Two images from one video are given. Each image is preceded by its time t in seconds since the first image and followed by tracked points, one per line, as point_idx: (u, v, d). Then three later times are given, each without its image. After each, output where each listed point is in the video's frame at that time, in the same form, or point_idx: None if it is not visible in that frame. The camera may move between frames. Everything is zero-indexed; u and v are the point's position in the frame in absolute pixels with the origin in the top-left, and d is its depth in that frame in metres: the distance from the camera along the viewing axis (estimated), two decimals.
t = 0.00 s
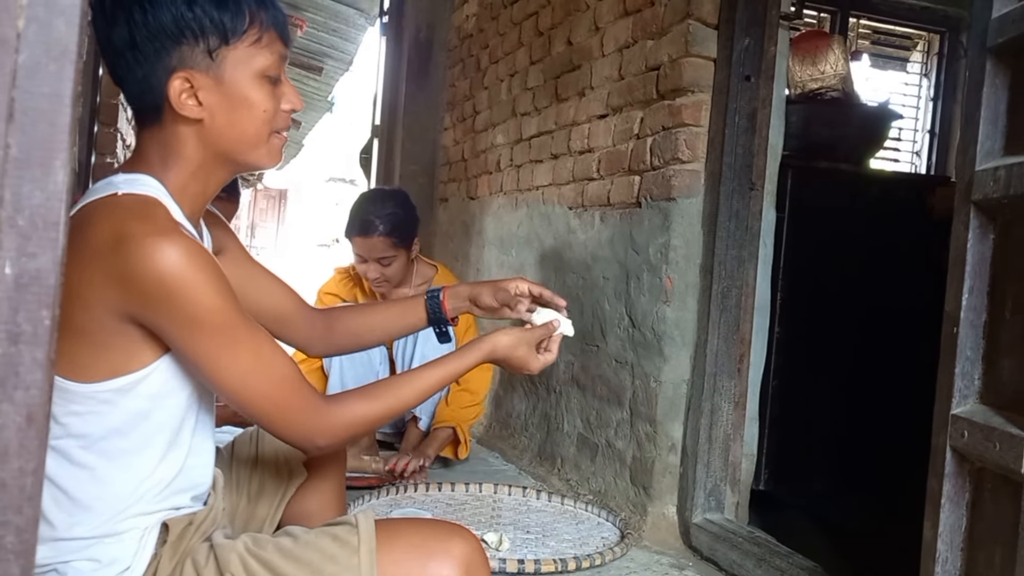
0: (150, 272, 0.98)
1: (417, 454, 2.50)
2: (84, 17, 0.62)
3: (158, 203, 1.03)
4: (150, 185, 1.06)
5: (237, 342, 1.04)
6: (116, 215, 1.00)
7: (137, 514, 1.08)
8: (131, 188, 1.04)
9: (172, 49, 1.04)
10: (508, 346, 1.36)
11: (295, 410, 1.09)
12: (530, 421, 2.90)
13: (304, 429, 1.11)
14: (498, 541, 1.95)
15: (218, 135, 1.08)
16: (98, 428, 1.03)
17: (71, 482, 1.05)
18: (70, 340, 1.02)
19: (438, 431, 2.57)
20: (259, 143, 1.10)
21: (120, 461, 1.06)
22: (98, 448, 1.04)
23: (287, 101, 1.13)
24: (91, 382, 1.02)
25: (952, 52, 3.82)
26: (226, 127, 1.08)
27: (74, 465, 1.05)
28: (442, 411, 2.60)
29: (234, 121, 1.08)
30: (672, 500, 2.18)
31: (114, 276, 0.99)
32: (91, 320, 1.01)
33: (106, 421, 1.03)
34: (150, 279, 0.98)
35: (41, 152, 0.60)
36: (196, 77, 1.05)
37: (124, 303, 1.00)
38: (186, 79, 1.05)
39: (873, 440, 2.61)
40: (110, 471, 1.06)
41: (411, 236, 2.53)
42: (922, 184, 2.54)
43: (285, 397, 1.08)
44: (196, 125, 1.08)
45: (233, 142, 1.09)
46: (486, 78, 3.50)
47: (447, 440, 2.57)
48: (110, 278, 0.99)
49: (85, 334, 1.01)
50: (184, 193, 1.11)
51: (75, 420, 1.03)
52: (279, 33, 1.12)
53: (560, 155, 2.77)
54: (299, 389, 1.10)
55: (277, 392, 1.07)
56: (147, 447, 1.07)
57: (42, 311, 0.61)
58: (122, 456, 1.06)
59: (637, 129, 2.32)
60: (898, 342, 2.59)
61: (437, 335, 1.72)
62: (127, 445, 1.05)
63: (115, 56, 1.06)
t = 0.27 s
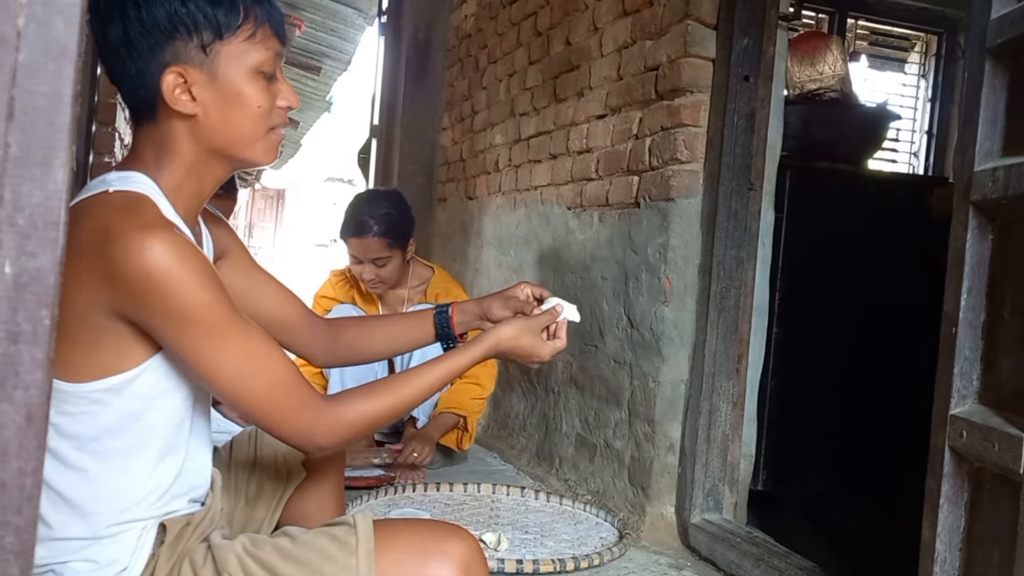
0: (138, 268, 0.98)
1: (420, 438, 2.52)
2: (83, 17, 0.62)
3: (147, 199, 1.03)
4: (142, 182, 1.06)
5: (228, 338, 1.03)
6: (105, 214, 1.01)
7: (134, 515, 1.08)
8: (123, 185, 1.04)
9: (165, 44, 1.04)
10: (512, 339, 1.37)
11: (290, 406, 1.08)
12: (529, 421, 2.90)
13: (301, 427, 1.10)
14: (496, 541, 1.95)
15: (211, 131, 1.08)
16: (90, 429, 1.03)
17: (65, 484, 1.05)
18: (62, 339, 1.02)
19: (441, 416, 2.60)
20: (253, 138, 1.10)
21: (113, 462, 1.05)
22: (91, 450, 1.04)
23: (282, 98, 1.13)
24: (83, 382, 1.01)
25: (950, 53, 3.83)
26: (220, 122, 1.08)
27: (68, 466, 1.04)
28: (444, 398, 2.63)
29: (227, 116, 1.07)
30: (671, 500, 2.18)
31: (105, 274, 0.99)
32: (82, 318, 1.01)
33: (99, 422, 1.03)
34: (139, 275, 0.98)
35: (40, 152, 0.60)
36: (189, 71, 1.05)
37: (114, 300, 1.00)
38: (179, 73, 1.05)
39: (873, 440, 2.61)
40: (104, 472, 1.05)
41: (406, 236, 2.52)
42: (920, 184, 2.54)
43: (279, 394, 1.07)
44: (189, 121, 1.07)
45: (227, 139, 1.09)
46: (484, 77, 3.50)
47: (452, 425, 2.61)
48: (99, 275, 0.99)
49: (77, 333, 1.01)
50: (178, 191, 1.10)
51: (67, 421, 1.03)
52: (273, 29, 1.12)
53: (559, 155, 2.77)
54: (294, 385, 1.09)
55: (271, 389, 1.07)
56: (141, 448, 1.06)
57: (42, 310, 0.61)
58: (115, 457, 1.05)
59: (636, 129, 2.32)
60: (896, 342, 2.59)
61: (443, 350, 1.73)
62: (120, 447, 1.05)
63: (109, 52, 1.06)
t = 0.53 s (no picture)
0: (122, 270, 0.95)
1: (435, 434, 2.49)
2: (82, 18, 0.62)
3: (139, 202, 1.02)
4: (136, 184, 1.05)
5: (213, 354, 0.97)
6: (102, 216, 0.99)
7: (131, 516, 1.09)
8: (116, 187, 1.03)
9: (169, 41, 1.04)
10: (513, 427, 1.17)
11: (271, 434, 1.00)
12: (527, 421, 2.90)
13: (276, 459, 1.00)
14: (494, 541, 1.95)
15: (216, 128, 1.08)
16: (84, 430, 1.03)
17: (61, 485, 1.05)
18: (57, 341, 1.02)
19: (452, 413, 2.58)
20: (256, 134, 1.10)
21: (108, 462, 1.06)
22: (86, 452, 1.04)
23: (281, 93, 1.13)
24: (76, 386, 1.02)
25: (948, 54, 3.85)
26: (224, 119, 1.07)
27: (63, 468, 1.05)
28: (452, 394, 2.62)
29: (231, 113, 1.07)
30: (668, 500, 2.19)
31: (97, 276, 0.97)
32: (75, 321, 1.00)
33: (94, 425, 1.03)
34: (122, 277, 0.95)
35: (38, 153, 0.60)
36: (196, 69, 1.05)
37: (102, 303, 0.98)
38: (185, 71, 1.05)
39: (871, 441, 2.61)
40: (101, 474, 1.06)
41: (403, 234, 2.52)
42: (917, 185, 2.55)
43: (261, 418, 0.99)
44: (193, 118, 1.07)
45: (231, 136, 1.09)
46: (483, 77, 3.50)
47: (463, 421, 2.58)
48: (88, 277, 0.97)
49: (70, 335, 1.01)
50: (175, 191, 1.10)
51: (62, 424, 1.03)
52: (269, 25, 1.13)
53: (557, 155, 2.77)
54: (276, 412, 1.01)
55: (252, 413, 0.99)
56: (135, 448, 1.07)
57: (39, 311, 0.61)
58: (110, 458, 1.05)
59: (634, 129, 2.32)
60: (893, 342, 2.60)
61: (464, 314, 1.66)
62: (115, 447, 1.05)
63: (110, 49, 1.05)
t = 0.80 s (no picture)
0: (114, 264, 0.92)
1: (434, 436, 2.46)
2: (81, 14, 0.62)
3: (138, 199, 1.01)
4: (137, 179, 1.04)
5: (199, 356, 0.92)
6: (103, 212, 0.98)
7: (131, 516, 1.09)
8: (116, 183, 1.03)
9: (165, 39, 1.02)
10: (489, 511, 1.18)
11: (254, 443, 0.95)
12: (527, 421, 2.90)
13: (259, 468, 0.95)
14: (494, 540, 1.95)
15: (218, 124, 1.07)
16: (81, 430, 1.03)
17: (58, 485, 1.05)
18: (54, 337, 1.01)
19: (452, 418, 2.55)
20: (259, 127, 1.10)
21: (105, 462, 1.06)
22: (85, 452, 1.04)
23: (281, 83, 1.12)
24: (73, 384, 1.01)
25: (948, 54, 3.82)
26: (226, 115, 1.07)
27: (61, 468, 1.04)
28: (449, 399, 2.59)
29: (232, 108, 1.07)
30: (668, 500, 2.18)
31: (93, 270, 0.94)
32: (70, 315, 0.99)
33: (93, 425, 1.03)
34: (114, 271, 0.92)
35: (37, 150, 0.59)
36: (193, 65, 1.04)
37: (97, 297, 0.96)
38: (184, 69, 1.04)
39: (873, 441, 2.61)
40: (100, 475, 1.06)
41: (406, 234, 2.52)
42: (918, 183, 2.54)
43: (244, 426, 0.94)
44: (196, 114, 1.07)
45: (232, 132, 1.09)
46: (483, 76, 3.50)
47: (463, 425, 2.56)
48: (84, 271, 0.96)
49: (65, 329, 0.99)
50: (176, 190, 1.10)
51: (60, 423, 1.02)
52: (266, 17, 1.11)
53: (558, 154, 2.77)
54: (263, 418, 0.96)
55: (235, 419, 0.94)
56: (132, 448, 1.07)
57: (38, 309, 0.61)
58: (106, 458, 1.06)
59: (635, 128, 2.32)
60: (895, 342, 2.59)
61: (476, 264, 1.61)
62: (111, 447, 1.05)
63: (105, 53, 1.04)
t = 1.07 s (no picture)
0: (123, 264, 0.92)
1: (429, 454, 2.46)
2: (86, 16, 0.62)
3: (143, 195, 1.00)
4: (139, 178, 1.02)
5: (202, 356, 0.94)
6: (107, 208, 0.97)
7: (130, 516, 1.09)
8: (120, 181, 1.02)
9: (221, 39, 1.00)
10: (477, 525, 1.21)
11: (251, 447, 0.97)
12: (528, 421, 2.90)
13: (253, 475, 0.97)
14: (495, 541, 1.95)
15: (239, 136, 1.05)
16: (80, 429, 1.03)
17: (57, 484, 1.05)
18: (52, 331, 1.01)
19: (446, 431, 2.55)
20: (270, 152, 1.09)
21: (104, 462, 1.06)
22: (85, 451, 1.04)
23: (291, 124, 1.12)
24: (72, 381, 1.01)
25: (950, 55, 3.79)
26: (252, 129, 1.05)
27: (61, 467, 1.05)
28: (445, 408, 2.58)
29: (260, 124, 1.05)
30: (670, 501, 2.18)
31: (98, 265, 0.94)
32: (70, 310, 0.98)
33: (92, 423, 1.03)
34: (122, 271, 0.92)
35: (41, 152, 0.60)
36: (242, 74, 1.02)
37: (100, 294, 0.96)
38: (230, 73, 1.01)
39: (874, 443, 2.61)
40: (99, 474, 1.06)
41: (412, 234, 2.52)
42: (920, 185, 2.55)
43: (241, 430, 0.96)
44: (223, 120, 1.03)
45: (246, 147, 1.06)
46: (485, 77, 3.50)
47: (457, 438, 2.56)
48: (89, 267, 0.96)
49: (65, 324, 0.99)
50: (176, 187, 1.06)
51: (59, 422, 1.02)
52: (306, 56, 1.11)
53: (560, 155, 2.77)
54: (261, 424, 0.98)
55: (234, 421, 0.95)
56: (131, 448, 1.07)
57: (42, 311, 0.61)
58: (105, 458, 1.05)
59: (637, 129, 2.32)
60: (896, 343, 2.59)
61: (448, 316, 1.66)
62: (110, 447, 1.05)
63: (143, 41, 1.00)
